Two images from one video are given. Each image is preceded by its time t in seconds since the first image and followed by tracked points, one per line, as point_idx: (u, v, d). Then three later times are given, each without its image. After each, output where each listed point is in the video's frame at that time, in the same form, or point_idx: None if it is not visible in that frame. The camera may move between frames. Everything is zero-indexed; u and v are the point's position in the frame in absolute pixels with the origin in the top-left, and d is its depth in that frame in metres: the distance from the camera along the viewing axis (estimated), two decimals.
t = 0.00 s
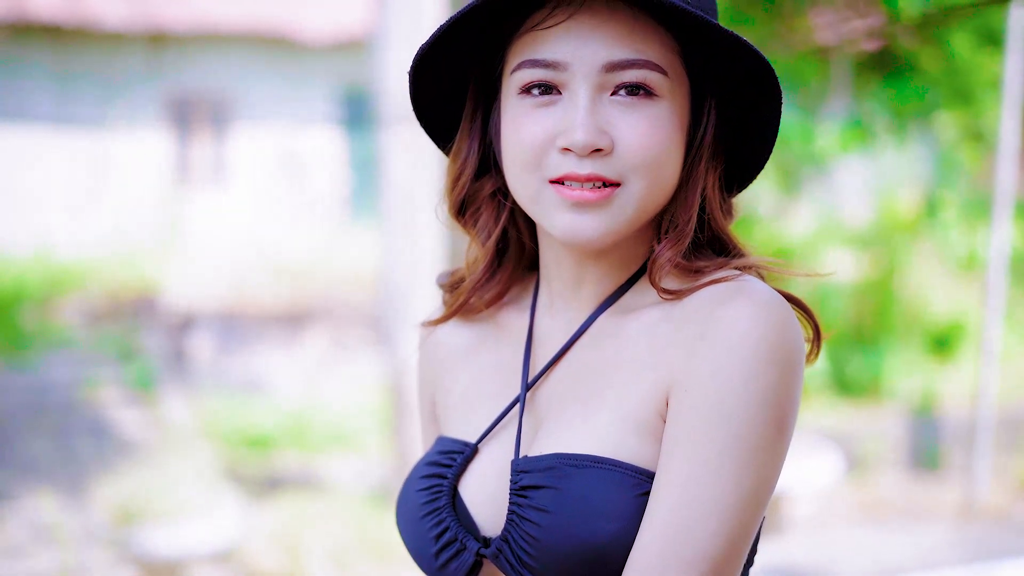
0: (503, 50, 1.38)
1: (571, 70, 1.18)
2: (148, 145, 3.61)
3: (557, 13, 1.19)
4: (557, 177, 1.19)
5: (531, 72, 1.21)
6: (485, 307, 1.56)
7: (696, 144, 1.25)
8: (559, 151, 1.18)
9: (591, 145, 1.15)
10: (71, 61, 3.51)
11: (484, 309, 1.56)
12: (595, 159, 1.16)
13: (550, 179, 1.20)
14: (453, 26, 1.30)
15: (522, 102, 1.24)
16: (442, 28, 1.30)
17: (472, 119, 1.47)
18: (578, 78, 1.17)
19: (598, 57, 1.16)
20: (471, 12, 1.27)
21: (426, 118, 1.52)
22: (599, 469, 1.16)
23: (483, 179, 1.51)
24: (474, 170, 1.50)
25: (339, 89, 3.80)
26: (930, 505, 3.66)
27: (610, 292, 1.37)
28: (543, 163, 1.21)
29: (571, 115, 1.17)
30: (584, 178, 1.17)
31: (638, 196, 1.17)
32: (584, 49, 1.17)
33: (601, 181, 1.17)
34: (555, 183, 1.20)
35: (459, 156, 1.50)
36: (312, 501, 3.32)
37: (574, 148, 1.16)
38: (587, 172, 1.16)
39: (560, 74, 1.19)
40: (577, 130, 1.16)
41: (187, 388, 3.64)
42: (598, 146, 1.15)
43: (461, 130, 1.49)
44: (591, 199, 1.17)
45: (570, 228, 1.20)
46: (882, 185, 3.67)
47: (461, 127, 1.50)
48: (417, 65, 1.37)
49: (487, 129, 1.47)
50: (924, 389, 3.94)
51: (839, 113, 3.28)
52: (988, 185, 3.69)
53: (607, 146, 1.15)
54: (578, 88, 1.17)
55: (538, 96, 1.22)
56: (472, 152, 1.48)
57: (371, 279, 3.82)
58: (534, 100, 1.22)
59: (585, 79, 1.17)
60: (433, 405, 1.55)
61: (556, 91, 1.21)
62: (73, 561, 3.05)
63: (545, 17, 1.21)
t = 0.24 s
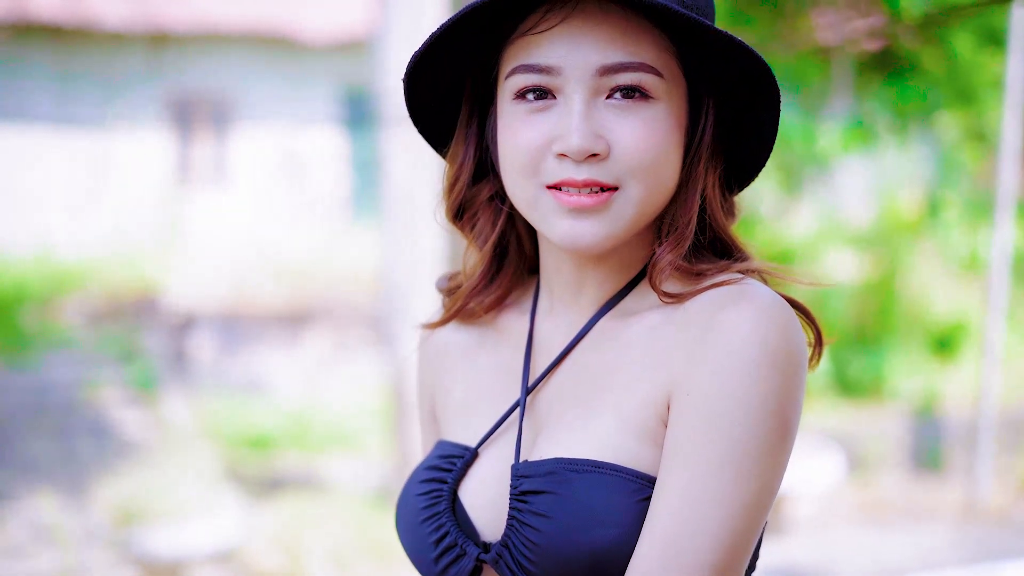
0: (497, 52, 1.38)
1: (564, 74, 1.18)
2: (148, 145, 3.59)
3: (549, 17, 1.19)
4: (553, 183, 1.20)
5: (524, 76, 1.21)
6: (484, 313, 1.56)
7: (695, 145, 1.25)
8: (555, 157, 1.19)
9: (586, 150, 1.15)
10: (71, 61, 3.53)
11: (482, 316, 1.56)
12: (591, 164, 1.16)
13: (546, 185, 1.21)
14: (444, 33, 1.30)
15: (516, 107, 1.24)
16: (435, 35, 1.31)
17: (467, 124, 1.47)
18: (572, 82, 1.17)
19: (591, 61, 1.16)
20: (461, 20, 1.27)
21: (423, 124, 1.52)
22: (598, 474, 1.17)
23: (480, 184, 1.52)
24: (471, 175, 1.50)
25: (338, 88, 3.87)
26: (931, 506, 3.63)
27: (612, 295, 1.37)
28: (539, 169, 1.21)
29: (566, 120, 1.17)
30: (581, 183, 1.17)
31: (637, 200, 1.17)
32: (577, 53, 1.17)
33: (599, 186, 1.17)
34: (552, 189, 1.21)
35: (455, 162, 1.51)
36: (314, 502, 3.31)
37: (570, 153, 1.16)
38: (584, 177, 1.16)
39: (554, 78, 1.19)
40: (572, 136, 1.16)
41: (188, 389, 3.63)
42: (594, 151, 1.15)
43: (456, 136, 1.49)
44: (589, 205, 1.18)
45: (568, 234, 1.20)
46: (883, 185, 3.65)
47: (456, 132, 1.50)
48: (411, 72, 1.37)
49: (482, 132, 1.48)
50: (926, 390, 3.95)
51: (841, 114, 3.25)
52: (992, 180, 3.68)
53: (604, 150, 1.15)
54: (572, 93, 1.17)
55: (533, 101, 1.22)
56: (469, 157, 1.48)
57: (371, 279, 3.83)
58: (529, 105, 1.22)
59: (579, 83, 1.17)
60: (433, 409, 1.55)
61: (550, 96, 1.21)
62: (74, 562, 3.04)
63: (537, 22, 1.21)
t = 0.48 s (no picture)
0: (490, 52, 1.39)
1: (556, 78, 1.20)
2: (150, 145, 3.59)
3: (540, 19, 1.21)
4: (549, 186, 1.22)
5: (517, 80, 1.23)
6: (484, 316, 1.56)
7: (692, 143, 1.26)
8: (548, 161, 1.21)
9: (581, 153, 1.17)
10: (72, 59, 3.50)
11: (482, 318, 1.56)
12: (587, 167, 1.18)
13: (542, 189, 1.23)
14: (435, 39, 1.32)
15: (510, 111, 1.26)
16: (424, 41, 1.32)
17: (465, 128, 1.50)
18: (565, 85, 1.19)
19: (582, 63, 1.18)
20: (449, 25, 1.29)
21: (420, 128, 1.54)
22: (598, 476, 1.17)
23: (479, 186, 1.54)
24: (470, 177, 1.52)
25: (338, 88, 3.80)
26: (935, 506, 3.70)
27: (613, 297, 1.37)
28: (534, 173, 1.23)
29: (560, 124, 1.19)
30: (577, 187, 1.19)
31: (634, 202, 1.19)
32: (568, 56, 1.19)
33: (595, 189, 1.19)
34: (548, 192, 1.23)
35: (454, 164, 1.53)
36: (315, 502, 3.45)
37: (564, 156, 1.18)
38: (579, 181, 1.18)
39: (546, 81, 1.21)
40: (566, 139, 1.18)
41: (189, 390, 3.59)
42: (588, 154, 1.17)
43: (454, 138, 1.51)
44: (586, 207, 1.19)
45: (566, 237, 1.22)
46: (885, 185, 3.55)
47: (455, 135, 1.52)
48: (405, 78, 1.39)
49: (480, 134, 1.50)
50: (930, 390, 3.77)
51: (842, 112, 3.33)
52: (993, 184, 3.60)
53: (598, 153, 1.17)
54: (565, 96, 1.19)
55: (527, 104, 1.24)
56: (467, 159, 1.51)
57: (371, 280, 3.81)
58: (522, 109, 1.25)
59: (572, 85, 1.19)
60: (433, 409, 1.55)
61: (544, 99, 1.23)
62: (76, 562, 3.18)
63: (529, 23, 1.22)
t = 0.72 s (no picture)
0: (484, 52, 1.39)
1: (550, 78, 1.21)
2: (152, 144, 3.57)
3: (532, 19, 1.22)
4: (546, 187, 1.23)
5: (511, 81, 1.24)
6: (486, 317, 1.56)
7: (690, 139, 1.27)
8: (544, 162, 1.22)
9: (576, 154, 1.18)
10: (73, 59, 3.45)
11: (484, 319, 1.56)
12: (583, 167, 1.19)
13: (539, 190, 1.24)
14: (428, 43, 1.33)
15: (505, 112, 1.27)
16: (417, 46, 1.32)
17: (462, 128, 1.50)
18: (558, 87, 1.20)
19: (575, 63, 1.19)
20: (441, 29, 1.29)
21: (419, 130, 1.55)
22: (598, 477, 1.16)
23: (479, 186, 1.54)
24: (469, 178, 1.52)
25: (342, 88, 3.69)
26: (937, 507, 3.71)
27: (614, 297, 1.37)
28: (531, 175, 1.24)
29: (555, 124, 1.20)
30: (574, 187, 1.20)
31: (631, 201, 1.19)
32: (561, 56, 1.19)
33: (592, 189, 1.19)
34: (546, 194, 1.24)
35: (452, 165, 1.52)
36: (314, 504, 3.51)
37: (559, 158, 1.19)
38: (576, 182, 1.19)
39: (540, 82, 1.22)
40: (561, 141, 1.19)
41: (191, 391, 3.58)
42: (584, 154, 1.18)
43: (452, 140, 1.51)
44: (583, 208, 1.20)
45: (565, 238, 1.23)
46: (889, 185, 3.53)
47: (453, 136, 1.52)
48: (399, 82, 1.40)
49: (478, 134, 1.50)
50: (933, 391, 3.75)
51: (846, 112, 3.32)
52: (997, 183, 3.59)
53: (593, 153, 1.18)
54: (559, 97, 1.20)
55: (522, 105, 1.25)
56: (466, 159, 1.51)
57: (373, 280, 3.79)
58: (517, 110, 1.26)
59: (566, 86, 1.19)
60: (434, 409, 1.55)
61: (539, 99, 1.24)
62: (77, 563, 3.26)
63: (521, 25, 1.23)
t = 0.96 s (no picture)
0: (481, 52, 1.39)
1: (547, 79, 1.20)
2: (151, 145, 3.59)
3: (528, 20, 1.21)
4: (545, 188, 1.22)
5: (508, 82, 1.24)
6: (488, 317, 1.56)
7: (690, 138, 1.27)
8: (542, 163, 1.22)
9: (574, 154, 1.17)
10: (72, 59, 3.49)
11: (487, 319, 1.55)
12: (581, 167, 1.18)
13: (538, 191, 1.24)
14: (424, 45, 1.33)
15: (503, 113, 1.27)
16: (412, 48, 1.32)
17: (462, 129, 1.49)
18: (555, 87, 1.19)
19: (571, 63, 1.18)
20: (436, 30, 1.29)
21: (419, 132, 1.55)
22: (607, 480, 1.16)
23: (481, 187, 1.54)
24: (469, 179, 1.52)
25: (343, 88, 3.75)
26: (940, 510, 3.60)
27: (616, 296, 1.36)
28: (530, 175, 1.24)
29: (553, 125, 1.20)
30: (573, 188, 1.19)
31: (631, 201, 1.19)
32: (557, 57, 1.19)
33: (591, 189, 1.19)
34: (545, 194, 1.23)
35: (453, 166, 1.52)
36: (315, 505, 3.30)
37: (557, 158, 1.19)
38: (575, 182, 1.19)
39: (537, 82, 1.21)
40: (559, 141, 1.18)
41: (192, 391, 3.63)
42: (582, 154, 1.17)
43: (452, 141, 1.50)
44: (583, 208, 1.20)
45: (565, 239, 1.22)
46: (891, 185, 3.55)
47: (453, 137, 1.51)
48: (397, 85, 1.40)
49: (478, 135, 1.49)
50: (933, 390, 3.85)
51: (847, 113, 3.33)
52: (997, 186, 3.57)
53: (592, 153, 1.17)
54: (557, 97, 1.20)
55: (520, 106, 1.25)
56: (466, 159, 1.50)
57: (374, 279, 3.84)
58: (515, 111, 1.25)
59: (563, 86, 1.19)
60: (435, 410, 1.54)
61: (536, 100, 1.23)
62: (79, 563, 3.01)
63: (517, 26, 1.23)
